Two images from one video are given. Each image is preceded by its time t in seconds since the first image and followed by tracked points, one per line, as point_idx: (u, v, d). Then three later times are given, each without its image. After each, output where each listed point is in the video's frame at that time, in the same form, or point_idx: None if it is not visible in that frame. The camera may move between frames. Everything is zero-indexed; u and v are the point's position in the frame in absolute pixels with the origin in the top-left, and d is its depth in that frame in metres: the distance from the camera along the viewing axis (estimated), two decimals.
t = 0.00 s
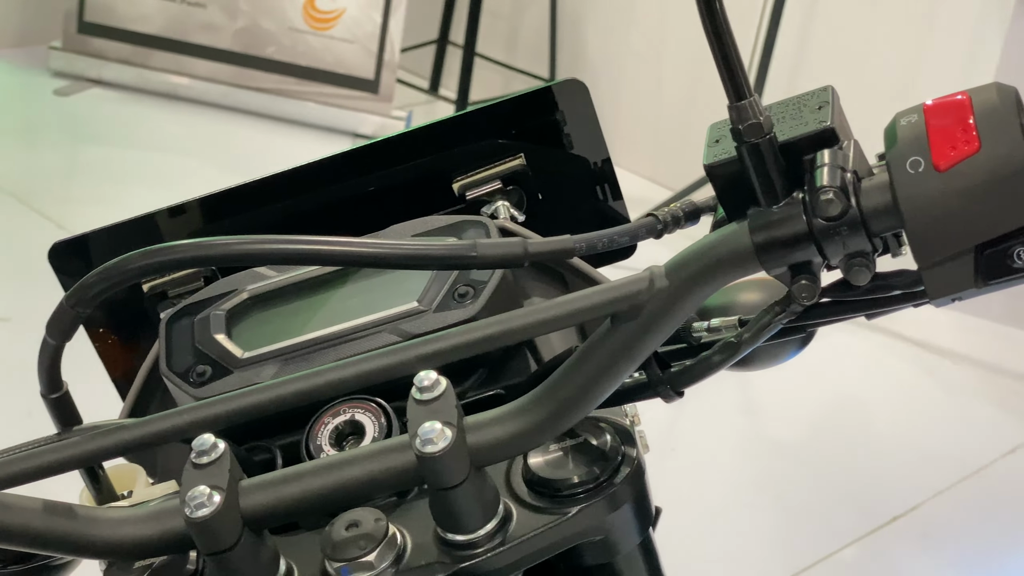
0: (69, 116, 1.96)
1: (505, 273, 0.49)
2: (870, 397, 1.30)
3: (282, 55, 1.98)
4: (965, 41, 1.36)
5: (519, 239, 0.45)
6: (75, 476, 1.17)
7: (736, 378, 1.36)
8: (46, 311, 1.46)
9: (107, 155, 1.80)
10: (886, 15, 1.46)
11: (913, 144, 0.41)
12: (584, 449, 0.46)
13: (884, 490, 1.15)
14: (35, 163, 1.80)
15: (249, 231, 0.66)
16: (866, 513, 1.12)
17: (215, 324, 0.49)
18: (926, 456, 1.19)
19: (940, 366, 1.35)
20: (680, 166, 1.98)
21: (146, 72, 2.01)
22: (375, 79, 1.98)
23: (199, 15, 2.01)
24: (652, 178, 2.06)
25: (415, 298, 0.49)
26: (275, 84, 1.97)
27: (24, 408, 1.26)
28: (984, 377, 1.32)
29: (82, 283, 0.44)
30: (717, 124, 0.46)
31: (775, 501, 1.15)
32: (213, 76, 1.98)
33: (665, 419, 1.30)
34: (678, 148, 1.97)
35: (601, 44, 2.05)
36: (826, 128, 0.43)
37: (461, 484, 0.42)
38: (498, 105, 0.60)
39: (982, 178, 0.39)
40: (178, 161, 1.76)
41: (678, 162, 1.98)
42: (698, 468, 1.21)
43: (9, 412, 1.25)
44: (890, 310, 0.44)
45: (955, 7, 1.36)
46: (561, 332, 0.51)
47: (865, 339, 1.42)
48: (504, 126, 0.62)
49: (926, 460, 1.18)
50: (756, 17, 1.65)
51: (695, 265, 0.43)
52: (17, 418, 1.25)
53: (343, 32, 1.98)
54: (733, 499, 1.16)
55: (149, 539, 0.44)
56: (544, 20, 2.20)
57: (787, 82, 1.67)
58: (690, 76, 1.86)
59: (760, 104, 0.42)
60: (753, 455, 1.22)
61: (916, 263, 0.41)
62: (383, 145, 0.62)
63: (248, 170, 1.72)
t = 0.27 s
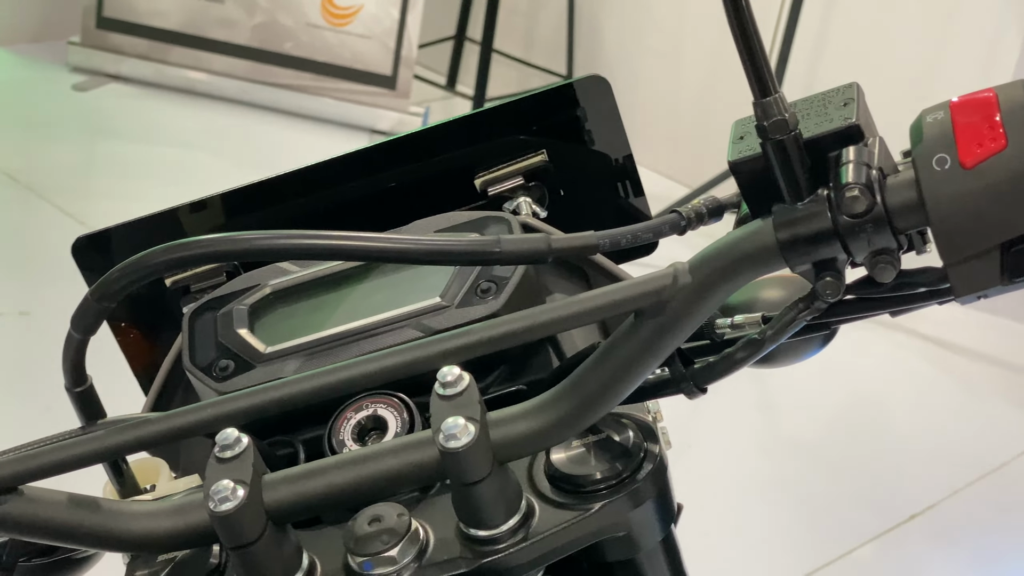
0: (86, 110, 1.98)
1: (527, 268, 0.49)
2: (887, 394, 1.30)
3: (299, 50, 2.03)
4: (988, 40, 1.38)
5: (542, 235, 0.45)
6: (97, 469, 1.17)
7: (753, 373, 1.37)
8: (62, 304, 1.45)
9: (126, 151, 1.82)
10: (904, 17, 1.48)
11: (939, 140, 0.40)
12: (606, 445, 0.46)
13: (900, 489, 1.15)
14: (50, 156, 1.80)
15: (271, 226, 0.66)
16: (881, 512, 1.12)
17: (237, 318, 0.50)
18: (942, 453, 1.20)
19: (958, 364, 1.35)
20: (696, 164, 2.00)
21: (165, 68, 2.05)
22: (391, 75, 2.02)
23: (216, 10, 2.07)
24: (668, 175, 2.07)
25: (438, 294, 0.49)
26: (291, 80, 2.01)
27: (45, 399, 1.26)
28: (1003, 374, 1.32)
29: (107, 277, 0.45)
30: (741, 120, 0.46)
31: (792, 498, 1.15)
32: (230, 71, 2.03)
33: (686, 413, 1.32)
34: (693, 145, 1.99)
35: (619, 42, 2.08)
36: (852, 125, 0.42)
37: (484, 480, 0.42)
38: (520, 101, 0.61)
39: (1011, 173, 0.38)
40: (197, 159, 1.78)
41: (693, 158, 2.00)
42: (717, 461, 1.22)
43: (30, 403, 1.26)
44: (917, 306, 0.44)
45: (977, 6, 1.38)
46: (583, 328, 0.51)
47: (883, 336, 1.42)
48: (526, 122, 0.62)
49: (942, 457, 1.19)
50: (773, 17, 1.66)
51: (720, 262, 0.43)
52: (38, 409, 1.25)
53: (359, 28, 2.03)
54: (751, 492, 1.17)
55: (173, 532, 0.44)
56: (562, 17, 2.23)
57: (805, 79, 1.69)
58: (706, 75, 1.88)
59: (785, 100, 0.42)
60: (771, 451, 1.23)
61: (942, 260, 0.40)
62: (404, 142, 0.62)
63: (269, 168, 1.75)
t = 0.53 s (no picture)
0: (104, 106, 1.99)
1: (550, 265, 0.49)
2: (904, 391, 1.30)
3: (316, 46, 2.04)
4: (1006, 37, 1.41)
5: (566, 231, 0.45)
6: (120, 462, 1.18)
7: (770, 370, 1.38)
8: (80, 297, 1.46)
9: (145, 146, 1.83)
10: (923, 18, 1.53)
11: (966, 137, 0.40)
12: (629, 442, 0.46)
13: (916, 488, 1.15)
14: (68, 150, 1.82)
15: (292, 221, 0.66)
16: (898, 511, 1.12)
17: (261, 312, 0.50)
18: (960, 450, 1.20)
19: (977, 362, 1.35)
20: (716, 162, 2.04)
21: (183, 63, 2.06)
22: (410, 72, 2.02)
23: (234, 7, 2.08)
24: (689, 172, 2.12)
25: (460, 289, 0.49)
26: (310, 75, 2.01)
27: (67, 392, 1.28)
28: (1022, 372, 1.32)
29: (133, 271, 0.45)
30: (766, 117, 0.45)
31: (810, 497, 1.15)
32: (249, 67, 2.03)
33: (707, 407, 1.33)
34: (710, 143, 2.04)
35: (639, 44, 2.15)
36: (878, 121, 0.42)
37: (507, 475, 0.42)
38: (541, 96, 0.60)
39: None
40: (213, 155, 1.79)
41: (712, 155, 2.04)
42: (736, 455, 1.23)
43: (52, 394, 1.27)
44: (941, 304, 0.44)
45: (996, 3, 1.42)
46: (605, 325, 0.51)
47: (900, 334, 1.42)
48: (546, 118, 0.62)
49: (962, 454, 1.19)
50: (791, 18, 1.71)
51: (745, 258, 0.43)
52: (60, 402, 1.26)
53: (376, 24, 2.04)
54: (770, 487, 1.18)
55: (197, 525, 0.44)
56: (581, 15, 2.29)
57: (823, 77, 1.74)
58: (725, 76, 1.93)
59: (811, 97, 0.42)
60: (788, 447, 1.23)
61: (969, 257, 0.40)
62: (425, 137, 0.62)
63: (283, 165, 1.75)
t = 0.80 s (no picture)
0: (121, 102, 2.01)
1: (569, 261, 0.49)
2: (918, 391, 1.30)
3: (330, 42, 2.07)
4: None
5: (586, 228, 0.45)
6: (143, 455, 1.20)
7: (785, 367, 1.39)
8: (96, 295, 1.49)
9: (163, 141, 1.86)
10: (938, 19, 1.55)
11: (990, 133, 0.40)
12: (648, 438, 0.46)
13: (928, 486, 1.16)
14: (85, 147, 1.85)
15: (311, 217, 0.66)
16: (910, 511, 1.13)
17: (279, 308, 0.50)
18: (976, 452, 1.20)
19: (995, 364, 1.35)
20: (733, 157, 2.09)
21: (199, 59, 2.10)
22: (424, 70, 2.06)
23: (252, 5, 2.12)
24: (706, 169, 2.18)
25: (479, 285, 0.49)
26: (327, 73, 2.05)
27: (91, 386, 1.30)
28: None
29: (153, 266, 0.45)
30: (787, 114, 0.45)
31: (827, 500, 1.15)
32: (264, 63, 2.07)
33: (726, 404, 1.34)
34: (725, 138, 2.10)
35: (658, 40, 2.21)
36: (900, 118, 0.42)
37: (527, 471, 0.42)
38: (559, 93, 0.60)
39: None
40: (225, 152, 1.81)
41: (728, 150, 2.10)
42: (750, 452, 1.24)
43: (75, 389, 1.29)
44: (962, 301, 0.44)
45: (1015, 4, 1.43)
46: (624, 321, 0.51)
47: (914, 334, 1.42)
48: (564, 115, 0.62)
49: (978, 456, 1.19)
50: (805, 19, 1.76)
51: (765, 255, 0.42)
52: (83, 397, 1.28)
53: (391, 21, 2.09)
54: (782, 484, 1.19)
55: (217, 520, 0.44)
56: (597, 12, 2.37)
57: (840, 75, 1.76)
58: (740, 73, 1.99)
59: (833, 93, 0.42)
60: (801, 446, 1.24)
61: (992, 255, 0.39)
62: (443, 135, 0.62)
63: (293, 162, 1.76)
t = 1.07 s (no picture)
0: (138, 99, 2.04)
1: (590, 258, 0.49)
2: (936, 388, 1.31)
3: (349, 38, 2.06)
4: None
5: (608, 224, 0.45)
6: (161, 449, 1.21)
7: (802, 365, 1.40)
8: (114, 291, 1.50)
9: (181, 138, 1.88)
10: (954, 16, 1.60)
11: (1014, 130, 0.39)
12: (669, 435, 0.46)
13: (946, 485, 1.16)
14: (103, 144, 1.86)
15: (331, 213, 0.66)
16: (928, 510, 1.13)
17: (300, 304, 0.51)
18: (993, 452, 1.20)
19: (1013, 362, 1.36)
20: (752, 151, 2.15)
21: (217, 56, 2.10)
22: (442, 66, 2.04)
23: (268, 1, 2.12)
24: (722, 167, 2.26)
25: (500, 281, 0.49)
26: (341, 68, 2.04)
27: (113, 381, 1.30)
28: None
29: (176, 261, 0.45)
30: (810, 111, 0.45)
31: (847, 500, 1.15)
32: (282, 59, 2.07)
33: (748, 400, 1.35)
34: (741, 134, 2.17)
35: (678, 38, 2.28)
36: (924, 116, 0.42)
37: (548, 467, 0.42)
38: (579, 90, 0.60)
39: None
40: (237, 150, 1.81)
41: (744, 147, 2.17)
42: (767, 447, 1.25)
43: (98, 384, 1.30)
44: (985, 300, 0.44)
45: None
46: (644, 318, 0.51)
47: (932, 332, 1.43)
48: (584, 112, 0.62)
49: (996, 454, 1.19)
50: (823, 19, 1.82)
51: (788, 253, 0.42)
52: (105, 391, 1.29)
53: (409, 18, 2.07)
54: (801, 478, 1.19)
55: (238, 515, 0.44)
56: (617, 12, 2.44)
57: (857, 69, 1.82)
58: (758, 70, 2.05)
59: (856, 91, 0.42)
60: (817, 443, 1.24)
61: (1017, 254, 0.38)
62: (462, 131, 0.62)
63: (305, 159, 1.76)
